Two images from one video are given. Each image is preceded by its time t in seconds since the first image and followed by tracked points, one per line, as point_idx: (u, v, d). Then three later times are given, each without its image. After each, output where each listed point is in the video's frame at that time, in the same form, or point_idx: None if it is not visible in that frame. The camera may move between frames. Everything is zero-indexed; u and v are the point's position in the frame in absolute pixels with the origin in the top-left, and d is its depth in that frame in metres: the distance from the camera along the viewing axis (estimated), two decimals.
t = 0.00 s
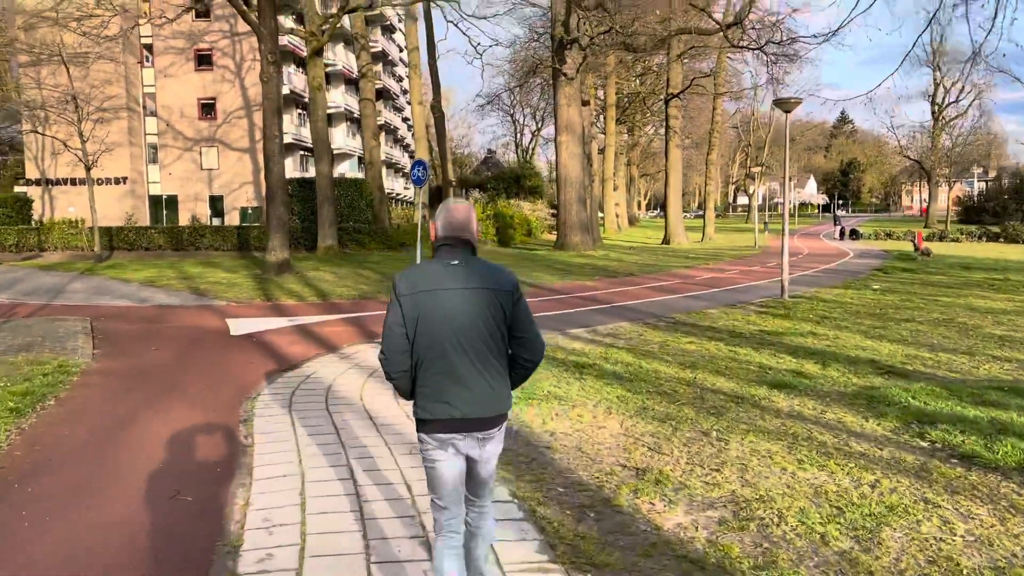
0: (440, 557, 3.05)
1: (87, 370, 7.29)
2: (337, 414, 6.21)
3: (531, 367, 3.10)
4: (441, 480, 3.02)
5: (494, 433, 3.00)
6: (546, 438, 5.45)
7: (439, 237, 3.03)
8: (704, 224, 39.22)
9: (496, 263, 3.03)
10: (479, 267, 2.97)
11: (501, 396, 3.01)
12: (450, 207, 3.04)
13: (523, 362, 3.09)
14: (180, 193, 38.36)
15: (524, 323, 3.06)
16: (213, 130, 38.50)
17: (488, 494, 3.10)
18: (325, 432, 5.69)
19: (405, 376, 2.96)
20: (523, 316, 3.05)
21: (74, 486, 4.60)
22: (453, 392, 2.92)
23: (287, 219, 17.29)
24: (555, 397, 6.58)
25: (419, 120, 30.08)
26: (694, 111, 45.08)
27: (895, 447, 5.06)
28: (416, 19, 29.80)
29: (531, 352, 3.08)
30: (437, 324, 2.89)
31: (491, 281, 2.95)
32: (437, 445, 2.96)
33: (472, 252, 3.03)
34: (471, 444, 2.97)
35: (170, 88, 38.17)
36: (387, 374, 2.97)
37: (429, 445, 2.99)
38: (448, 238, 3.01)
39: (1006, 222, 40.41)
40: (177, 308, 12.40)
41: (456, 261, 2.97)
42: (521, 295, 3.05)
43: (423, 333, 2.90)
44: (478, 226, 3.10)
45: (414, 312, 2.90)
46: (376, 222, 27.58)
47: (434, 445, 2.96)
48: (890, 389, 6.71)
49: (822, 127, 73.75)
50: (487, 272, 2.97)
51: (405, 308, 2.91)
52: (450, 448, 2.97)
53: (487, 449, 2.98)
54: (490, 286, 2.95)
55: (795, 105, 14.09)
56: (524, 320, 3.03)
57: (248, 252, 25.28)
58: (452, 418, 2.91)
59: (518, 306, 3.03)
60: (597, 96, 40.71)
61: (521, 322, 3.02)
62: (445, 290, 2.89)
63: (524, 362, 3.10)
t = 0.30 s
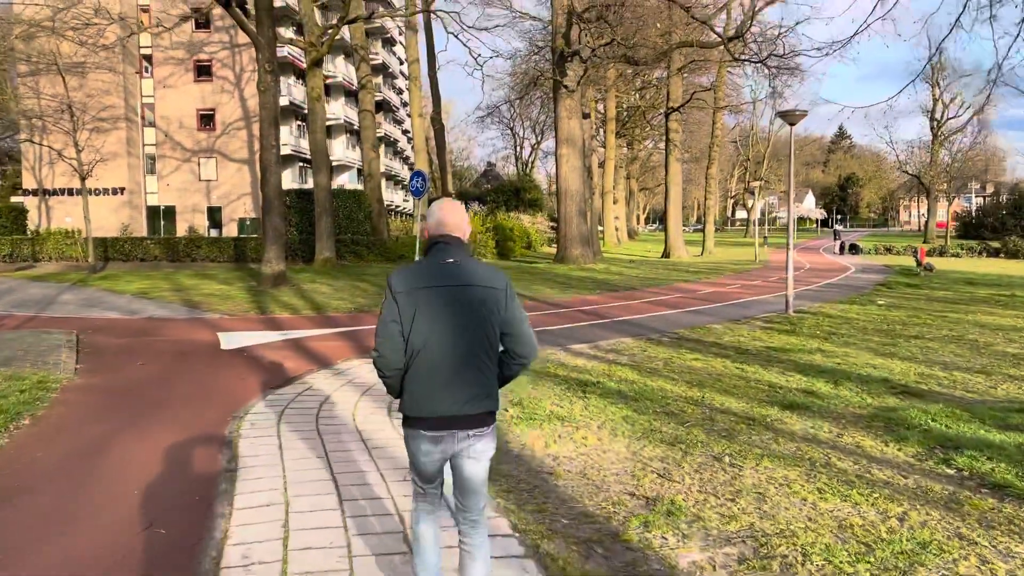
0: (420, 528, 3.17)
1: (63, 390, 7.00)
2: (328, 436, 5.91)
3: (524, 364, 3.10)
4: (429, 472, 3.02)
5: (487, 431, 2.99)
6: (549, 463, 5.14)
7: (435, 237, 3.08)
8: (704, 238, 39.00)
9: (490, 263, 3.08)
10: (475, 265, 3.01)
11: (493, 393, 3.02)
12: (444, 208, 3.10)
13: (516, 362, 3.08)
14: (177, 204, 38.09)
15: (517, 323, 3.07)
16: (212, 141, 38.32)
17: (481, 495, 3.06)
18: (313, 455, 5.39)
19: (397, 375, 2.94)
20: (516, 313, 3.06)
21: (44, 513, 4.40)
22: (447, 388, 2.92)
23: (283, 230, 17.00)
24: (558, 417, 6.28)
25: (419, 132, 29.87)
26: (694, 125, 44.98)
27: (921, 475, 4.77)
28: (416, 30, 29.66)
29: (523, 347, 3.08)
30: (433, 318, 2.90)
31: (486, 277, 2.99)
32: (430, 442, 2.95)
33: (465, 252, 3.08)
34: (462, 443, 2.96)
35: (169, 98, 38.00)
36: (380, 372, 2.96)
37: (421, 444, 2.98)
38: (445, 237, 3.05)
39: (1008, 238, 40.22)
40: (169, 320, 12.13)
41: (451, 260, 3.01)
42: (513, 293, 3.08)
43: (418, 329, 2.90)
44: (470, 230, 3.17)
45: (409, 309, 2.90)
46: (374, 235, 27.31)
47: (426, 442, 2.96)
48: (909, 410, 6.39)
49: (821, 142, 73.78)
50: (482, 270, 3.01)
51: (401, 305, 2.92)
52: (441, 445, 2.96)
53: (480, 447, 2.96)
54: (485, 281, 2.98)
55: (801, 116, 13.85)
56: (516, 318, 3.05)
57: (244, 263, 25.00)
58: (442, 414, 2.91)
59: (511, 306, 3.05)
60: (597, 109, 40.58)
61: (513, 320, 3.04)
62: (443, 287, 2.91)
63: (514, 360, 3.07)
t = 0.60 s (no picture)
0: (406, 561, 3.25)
1: (35, 416, 6.67)
2: (313, 468, 5.55)
3: (500, 386, 3.24)
4: (412, 503, 3.14)
5: (466, 457, 3.14)
6: (552, 499, 4.78)
7: (403, 267, 3.16)
8: (702, 253, 38.71)
9: (462, 290, 3.17)
10: (446, 294, 3.11)
11: (471, 417, 3.14)
12: (410, 239, 3.19)
13: (492, 385, 3.23)
14: (171, 216, 37.76)
15: (490, 347, 3.19)
16: (207, 153, 38.03)
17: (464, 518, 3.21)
18: (299, 488, 5.07)
19: (375, 407, 3.06)
20: (488, 338, 3.20)
21: (7, 545, 4.17)
22: (424, 419, 3.05)
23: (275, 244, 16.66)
24: (559, 446, 5.92)
25: (416, 145, 29.60)
26: (692, 139, 44.79)
27: (951, 515, 4.43)
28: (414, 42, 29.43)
29: (497, 370, 3.23)
30: (406, 351, 3.01)
31: (458, 306, 3.10)
32: (410, 472, 3.09)
33: (436, 279, 3.15)
34: (441, 471, 3.10)
35: (165, 110, 37.73)
36: (357, 404, 3.07)
37: (400, 473, 3.11)
38: (413, 266, 3.13)
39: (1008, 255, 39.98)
40: (156, 336, 11.80)
41: (423, 289, 3.09)
42: (485, 319, 3.21)
43: (392, 362, 3.02)
44: (436, 256, 3.25)
45: (382, 342, 3.02)
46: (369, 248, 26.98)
47: (404, 471, 3.10)
48: (931, 441, 6.04)
49: (818, 158, 73.69)
50: (453, 298, 3.10)
51: (374, 340, 3.03)
52: (420, 473, 3.10)
53: (459, 472, 3.11)
54: (456, 309, 3.09)
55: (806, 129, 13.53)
56: (489, 342, 3.18)
57: (237, 276, 24.65)
58: (421, 444, 3.04)
59: (483, 331, 3.16)
60: (595, 123, 40.36)
61: (486, 344, 3.18)
62: (415, 319, 3.01)
63: (492, 384, 3.21)
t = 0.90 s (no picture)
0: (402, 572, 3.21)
1: (18, 436, 6.43)
2: (308, 492, 5.23)
3: (493, 389, 3.23)
4: (405, 506, 3.13)
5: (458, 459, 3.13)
6: (562, 527, 4.48)
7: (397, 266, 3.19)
8: (702, 266, 38.52)
9: (453, 293, 3.17)
10: (436, 294, 3.10)
11: (463, 421, 3.13)
12: (405, 239, 3.21)
13: (484, 388, 3.21)
14: (169, 227, 37.49)
15: (482, 351, 3.18)
16: (206, 164, 37.81)
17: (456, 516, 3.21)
18: (292, 515, 4.77)
19: (363, 407, 3.11)
20: (481, 340, 3.19)
21: None
22: (412, 421, 3.05)
23: (273, 254, 16.38)
24: (568, 466, 5.63)
25: (415, 156, 29.38)
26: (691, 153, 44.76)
27: (990, 547, 4.14)
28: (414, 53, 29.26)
29: (490, 374, 3.21)
30: (393, 352, 3.03)
31: (448, 306, 3.09)
32: (399, 473, 3.08)
33: (428, 282, 3.17)
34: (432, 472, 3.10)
35: (163, 121, 37.51)
36: (348, 406, 3.13)
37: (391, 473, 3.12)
38: (407, 267, 3.16)
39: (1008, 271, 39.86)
40: (148, 349, 11.48)
41: (414, 290, 3.10)
42: (480, 320, 3.21)
43: (381, 362, 3.06)
44: (435, 255, 3.28)
45: (370, 343, 3.06)
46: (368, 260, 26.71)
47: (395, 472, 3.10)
48: (956, 465, 5.76)
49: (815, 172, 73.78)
50: (443, 300, 3.09)
51: (363, 341, 3.06)
52: (411, 475, 3.10)
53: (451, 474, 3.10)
54: (447, 311, 3.07)
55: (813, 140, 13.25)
56: (481, 345, 3.17)
57: (233, 288, 24.35)
58: (410, 445, 3.05)
59: (475, 335, 3.15)
60: (595, 136, 40.24)
61: (479, 346, 3.17)
62: (402, 319, 3.02)
63: (483, 388, 3.21)
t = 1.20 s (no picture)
0: None
1: None
2: (302, 531, 4.79)
3: (491, 417, 3.19)
4: (401, 531, 3.05)
5: (455, 486, 3.06)
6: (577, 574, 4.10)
7: (406, 290, 3.12)
8: (701, 283, 38.19)
9: (459, 319, 3.11)
10: (445, 320, 3.03)
11: (461, 447, 3.08)
12: (411, 263, 3.14)
13: (483, 417, 3.17)
14: (162, 241, 37.08)
15: (484, 379, 3.14)
16: (200, 178, 37.47)
17: (449, 543, 3.12)
18: (284, 558, 4.33)
19: (364, 430, 3.00)
20: (483, 367, 3.15)
21: None
22: (416, 448, 2.96)
23: (266, 271, 16.00)
24: (579, 503, 5.26)
25: (412, 172, 29.06)
26: (689, 170, 44.62)
27: None
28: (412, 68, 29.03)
29: (492, 400, 3.17)
30: (401, 379, 2.92)
31: (456, 333, 3.02)
32: (398, 500, 3.00)
33: (435, 306, 3.09)
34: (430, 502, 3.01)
35: (157, 135, 37.20)
36: (348, 427, 3.00)
37: (389, 499, 3.03)
38: (415, 291, 3.08)
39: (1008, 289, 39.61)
40: (135, 369, 11.11)
41: (423, 314, 3.02)
42: (482, 347, 3.16)
43: (387, 388, 2.93)
44: (439, 280, 3.21)
45: (378, 366, 2.93)
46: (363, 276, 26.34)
47: (394, 497, 3.01)
48: (990, 501, 5.39)
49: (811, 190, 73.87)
50: (452, 325, 3.03)
51: (370, 362, 2.93)
52: (411, 502, 3.00)
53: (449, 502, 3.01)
54: (454, 337, 3.01)
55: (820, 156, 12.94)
56: (484, 372, 3.12)
57: (226, 304, 23.98)
58: (414, 469, 2.96)
59: (479, 362, 3.10)
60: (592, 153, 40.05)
61: (482, 374, 3.12)
62: (412, 346, 2.92)
63: (483, 416, 3.17)
